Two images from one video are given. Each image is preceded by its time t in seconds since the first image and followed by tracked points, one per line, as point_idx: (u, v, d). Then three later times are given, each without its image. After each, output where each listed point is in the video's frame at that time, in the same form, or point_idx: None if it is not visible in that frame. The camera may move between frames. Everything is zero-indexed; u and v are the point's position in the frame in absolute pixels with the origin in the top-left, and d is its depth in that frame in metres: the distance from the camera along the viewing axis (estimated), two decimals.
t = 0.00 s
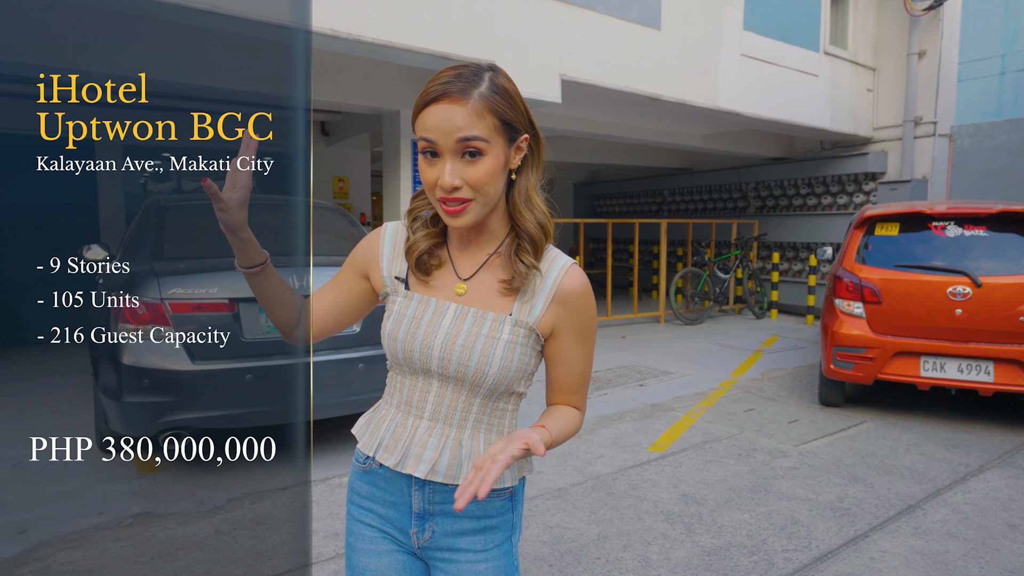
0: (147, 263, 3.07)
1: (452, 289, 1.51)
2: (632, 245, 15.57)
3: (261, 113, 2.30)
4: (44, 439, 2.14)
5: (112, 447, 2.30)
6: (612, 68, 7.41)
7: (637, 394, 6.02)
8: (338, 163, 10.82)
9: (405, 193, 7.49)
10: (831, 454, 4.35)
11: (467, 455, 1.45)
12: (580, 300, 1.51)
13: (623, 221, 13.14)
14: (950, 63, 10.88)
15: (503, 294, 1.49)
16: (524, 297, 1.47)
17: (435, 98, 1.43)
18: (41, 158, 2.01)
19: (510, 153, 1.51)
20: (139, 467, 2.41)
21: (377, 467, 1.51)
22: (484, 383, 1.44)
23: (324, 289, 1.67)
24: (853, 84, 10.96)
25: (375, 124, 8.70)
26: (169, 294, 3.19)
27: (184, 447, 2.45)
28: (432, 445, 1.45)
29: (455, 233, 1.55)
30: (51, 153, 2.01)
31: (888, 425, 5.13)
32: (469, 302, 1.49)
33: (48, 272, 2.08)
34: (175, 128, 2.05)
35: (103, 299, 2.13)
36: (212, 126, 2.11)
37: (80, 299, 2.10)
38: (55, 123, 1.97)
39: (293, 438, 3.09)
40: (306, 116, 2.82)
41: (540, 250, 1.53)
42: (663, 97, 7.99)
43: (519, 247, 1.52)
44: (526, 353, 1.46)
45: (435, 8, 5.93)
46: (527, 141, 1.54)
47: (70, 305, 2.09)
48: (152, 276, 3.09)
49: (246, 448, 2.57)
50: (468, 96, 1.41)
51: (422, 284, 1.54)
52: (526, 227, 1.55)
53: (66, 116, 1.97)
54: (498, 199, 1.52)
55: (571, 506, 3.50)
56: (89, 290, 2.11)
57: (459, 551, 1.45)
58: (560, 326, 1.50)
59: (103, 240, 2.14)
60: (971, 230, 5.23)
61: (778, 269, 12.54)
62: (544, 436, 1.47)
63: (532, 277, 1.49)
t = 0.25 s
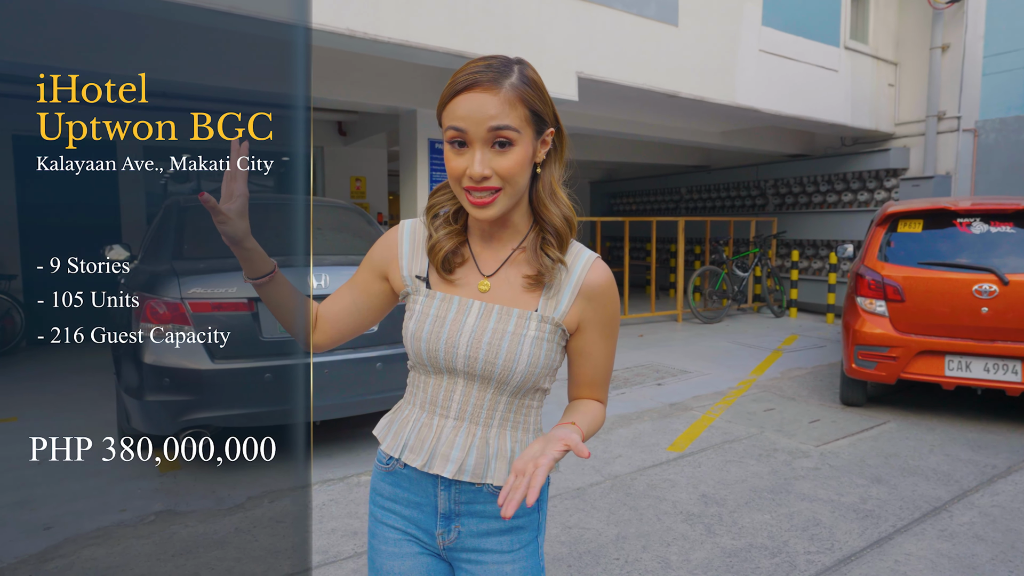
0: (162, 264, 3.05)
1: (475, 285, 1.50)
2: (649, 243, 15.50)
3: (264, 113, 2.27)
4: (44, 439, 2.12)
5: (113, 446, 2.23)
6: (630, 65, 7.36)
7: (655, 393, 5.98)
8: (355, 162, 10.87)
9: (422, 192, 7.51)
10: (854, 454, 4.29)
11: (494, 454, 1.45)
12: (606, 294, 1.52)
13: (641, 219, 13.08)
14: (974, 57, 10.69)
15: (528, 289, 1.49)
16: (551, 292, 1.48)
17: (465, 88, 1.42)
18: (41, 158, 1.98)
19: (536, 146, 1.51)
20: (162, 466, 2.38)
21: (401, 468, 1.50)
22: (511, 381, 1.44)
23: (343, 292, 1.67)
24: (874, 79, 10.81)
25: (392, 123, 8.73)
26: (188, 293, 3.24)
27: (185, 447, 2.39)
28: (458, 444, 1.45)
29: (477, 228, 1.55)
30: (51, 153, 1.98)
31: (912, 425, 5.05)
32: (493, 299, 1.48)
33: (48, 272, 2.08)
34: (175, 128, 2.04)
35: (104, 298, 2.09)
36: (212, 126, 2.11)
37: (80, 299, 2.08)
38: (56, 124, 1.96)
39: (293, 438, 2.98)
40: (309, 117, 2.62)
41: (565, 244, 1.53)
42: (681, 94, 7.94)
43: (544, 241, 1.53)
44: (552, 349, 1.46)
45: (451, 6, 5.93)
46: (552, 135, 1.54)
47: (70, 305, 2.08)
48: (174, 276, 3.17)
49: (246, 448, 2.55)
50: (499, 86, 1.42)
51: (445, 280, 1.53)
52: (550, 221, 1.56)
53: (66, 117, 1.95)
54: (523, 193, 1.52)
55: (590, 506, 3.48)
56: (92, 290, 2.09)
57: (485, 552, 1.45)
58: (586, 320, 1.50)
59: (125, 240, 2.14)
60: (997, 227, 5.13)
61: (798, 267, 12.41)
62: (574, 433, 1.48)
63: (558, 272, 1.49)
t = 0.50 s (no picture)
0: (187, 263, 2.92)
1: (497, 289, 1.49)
2: (667, 242, 15.41)
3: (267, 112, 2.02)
4: (45, 438, 2.11)
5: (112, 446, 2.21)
6: (647, 63, 7.31)
7: (674, 394, 5.93)
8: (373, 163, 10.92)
9: (440, 192, 7.52)
10: (878, 456, 4.21)
11: (522, 458, 1.45)
12: (628, 294, 1.51)
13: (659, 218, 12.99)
14: (1001, 51, 10.47)
15: (550, 291, 1.48)
16: (573, 293, 1.47)
17: (483, 86, 1.42)
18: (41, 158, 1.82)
19: (555, 145, 1.50)
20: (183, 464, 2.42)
21: (426, 474, 1.49)
22: (537, 383, 1.43)
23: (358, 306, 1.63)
24: (897, 75, 10.63)
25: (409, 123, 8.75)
26: (209, 294, 3.21)
27: (184, 447, 2.38)
28: (485, 449, 1.44)
29: (496, 230, 1.54)
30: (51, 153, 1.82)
31: (938, 427, 4.96)
32: (515, 301, 1.47)
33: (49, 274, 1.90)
34: (176, 128, 1.89)
35: (103, 298, 1.93)
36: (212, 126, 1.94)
37: (80, 299, 1.92)
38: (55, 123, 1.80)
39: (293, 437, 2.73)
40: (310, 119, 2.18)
41: (586, 245, 1.53)
42: (700, 92, 7.87)
43: (567, 242, 1.52)
44: (578, 350, 1.46)
45: (468, 6, 5.93)
46: (570, 135, 1.54)
47: (69, 305, 1.91)
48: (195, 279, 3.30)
49: (246, 449, 2.58)
50: (517, 83, 1.41)
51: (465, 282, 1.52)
52: (570, 221, 1.56)
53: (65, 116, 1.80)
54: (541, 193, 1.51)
55: (608, 508, 3.46)
56: (92, 290, 1.93)
57: (512, 558, 1.45)
58: (609, 321, 1.50)
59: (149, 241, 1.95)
60: None
61: (819, 266, 12.25)
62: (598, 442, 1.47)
63: (580, 273, 1.48)
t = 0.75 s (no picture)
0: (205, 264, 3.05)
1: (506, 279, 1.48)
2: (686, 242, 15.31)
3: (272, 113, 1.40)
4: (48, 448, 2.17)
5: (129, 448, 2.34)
6: (664, 61, 7.25)
7: (692, 394, 5.88)
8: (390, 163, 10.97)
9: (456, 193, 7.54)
10: (900, 459, 4.14)
11: (546, 448, 1.45)
12: (642, 274, 1.52)
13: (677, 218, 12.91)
14: None
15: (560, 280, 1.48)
16: (584, 280, 1.47)
17: (496, 61, 1.45)
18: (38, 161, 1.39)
19: (564, 130, 1.51)
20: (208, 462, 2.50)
21: (447, 474, 1.48)
22: (557, 372, 1.43)
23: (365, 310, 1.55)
24: (920, 70, 10.46)
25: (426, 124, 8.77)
26: (226, 295, 3.37)
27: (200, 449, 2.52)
28: (508, 443, 1.43)
29: (503, 218, 1.54)
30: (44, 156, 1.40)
31: (963, 430, 4.87)
32: (527, 291, 1.47)
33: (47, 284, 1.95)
34: (178, 128, 1.43)
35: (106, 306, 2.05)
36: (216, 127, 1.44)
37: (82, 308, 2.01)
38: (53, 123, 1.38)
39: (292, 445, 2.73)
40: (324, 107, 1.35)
41: (594, 232, 1.53)
42: (717, 90, 7.79)
43: (576, 232, 1.52)
44: (593, 335, 1.45)
45: (484, 5, 5.92)
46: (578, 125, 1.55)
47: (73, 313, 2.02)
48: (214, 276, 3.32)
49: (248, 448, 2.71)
50: (528, 59, 1.44)
51: (473, 278, 1.50)
52: (579, 210, 1.57)
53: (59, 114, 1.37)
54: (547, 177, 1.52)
55: (624, 510, 3.44)
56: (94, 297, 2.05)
57: (538, 555, 1.45)
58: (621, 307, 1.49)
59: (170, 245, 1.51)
60: None
61: (839, 265, 12.08)
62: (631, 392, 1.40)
63: (589, 260, 1.48)
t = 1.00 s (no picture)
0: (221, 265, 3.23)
1: (517, 276, 1.48)
2: (701, 240, 15.20)
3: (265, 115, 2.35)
4: (44, 439, 2.26)
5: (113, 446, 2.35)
6: (678, 58, 7.20)
7: (708, 395, 5.82)
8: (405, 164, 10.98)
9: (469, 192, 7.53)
10: (920, 460, 4.07)
11: (572, 442, 1.45)
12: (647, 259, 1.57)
13: (692, 216, 12.81)
14: None
15: (570, 275, 1.50)
16: (592, 272, 1.50)
17: (494, 48, 1.44)
18: (41, 158, 2.11)
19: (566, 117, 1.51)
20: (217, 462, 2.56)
21: (470, 478, 1.44)
22: (579, 367, 1.44)
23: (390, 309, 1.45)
24: (941, 65, 10.27)
25: (440, 124, 8.77)
26: (240, 295, 3.41)
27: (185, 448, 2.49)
28: (535, 443, 1.43)
29: (507, 212, 1.54)
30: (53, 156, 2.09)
31: (986, 431, 4.77)
32: (540, 287, 1.47)
33: (49, 273, 2.19)
34: (175, 128, 2.22)
35: (104, 298, 2.24)
36: (212, 127, 2.28)
37: (80, 298, 2.23)
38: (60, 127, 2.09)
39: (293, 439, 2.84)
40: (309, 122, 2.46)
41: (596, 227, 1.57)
42: (733, 87, 7.72)
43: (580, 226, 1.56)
44: (607, 326, 1.48)
45: (496, 5, 5.91)
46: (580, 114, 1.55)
47: (71, 305, 2.22)
48: (226, 277, 3.33)
49: (246, 448, 2.68)
50: (525, 46, 1.44)
51: (482, 280, 1.49)
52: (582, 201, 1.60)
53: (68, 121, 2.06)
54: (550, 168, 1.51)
55: (638, 511, 3.41)
56: (91, 290, 2.24)
57: (566, 550, 1.44)
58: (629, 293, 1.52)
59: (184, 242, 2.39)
60: None
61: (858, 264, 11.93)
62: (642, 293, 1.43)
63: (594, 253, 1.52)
